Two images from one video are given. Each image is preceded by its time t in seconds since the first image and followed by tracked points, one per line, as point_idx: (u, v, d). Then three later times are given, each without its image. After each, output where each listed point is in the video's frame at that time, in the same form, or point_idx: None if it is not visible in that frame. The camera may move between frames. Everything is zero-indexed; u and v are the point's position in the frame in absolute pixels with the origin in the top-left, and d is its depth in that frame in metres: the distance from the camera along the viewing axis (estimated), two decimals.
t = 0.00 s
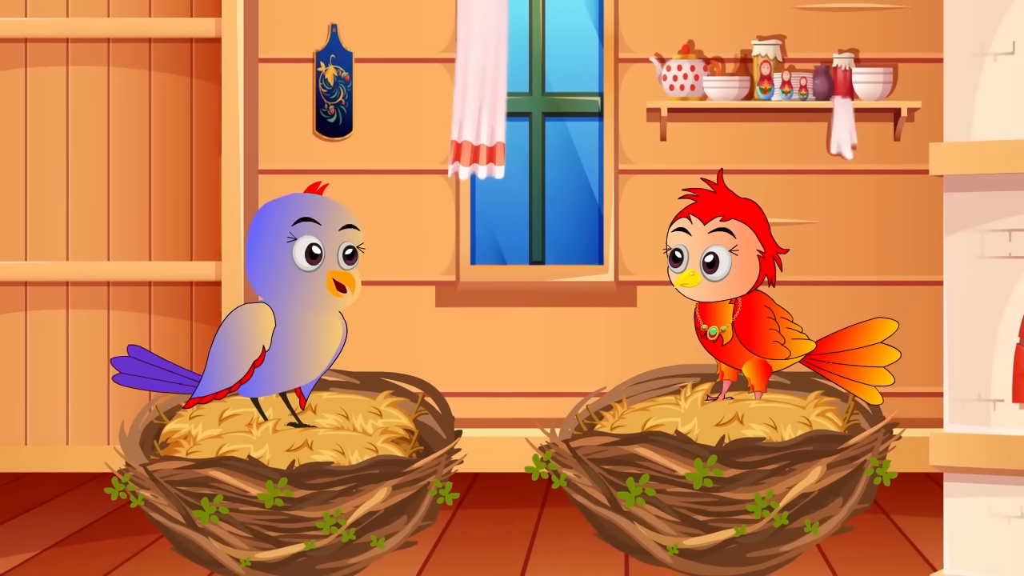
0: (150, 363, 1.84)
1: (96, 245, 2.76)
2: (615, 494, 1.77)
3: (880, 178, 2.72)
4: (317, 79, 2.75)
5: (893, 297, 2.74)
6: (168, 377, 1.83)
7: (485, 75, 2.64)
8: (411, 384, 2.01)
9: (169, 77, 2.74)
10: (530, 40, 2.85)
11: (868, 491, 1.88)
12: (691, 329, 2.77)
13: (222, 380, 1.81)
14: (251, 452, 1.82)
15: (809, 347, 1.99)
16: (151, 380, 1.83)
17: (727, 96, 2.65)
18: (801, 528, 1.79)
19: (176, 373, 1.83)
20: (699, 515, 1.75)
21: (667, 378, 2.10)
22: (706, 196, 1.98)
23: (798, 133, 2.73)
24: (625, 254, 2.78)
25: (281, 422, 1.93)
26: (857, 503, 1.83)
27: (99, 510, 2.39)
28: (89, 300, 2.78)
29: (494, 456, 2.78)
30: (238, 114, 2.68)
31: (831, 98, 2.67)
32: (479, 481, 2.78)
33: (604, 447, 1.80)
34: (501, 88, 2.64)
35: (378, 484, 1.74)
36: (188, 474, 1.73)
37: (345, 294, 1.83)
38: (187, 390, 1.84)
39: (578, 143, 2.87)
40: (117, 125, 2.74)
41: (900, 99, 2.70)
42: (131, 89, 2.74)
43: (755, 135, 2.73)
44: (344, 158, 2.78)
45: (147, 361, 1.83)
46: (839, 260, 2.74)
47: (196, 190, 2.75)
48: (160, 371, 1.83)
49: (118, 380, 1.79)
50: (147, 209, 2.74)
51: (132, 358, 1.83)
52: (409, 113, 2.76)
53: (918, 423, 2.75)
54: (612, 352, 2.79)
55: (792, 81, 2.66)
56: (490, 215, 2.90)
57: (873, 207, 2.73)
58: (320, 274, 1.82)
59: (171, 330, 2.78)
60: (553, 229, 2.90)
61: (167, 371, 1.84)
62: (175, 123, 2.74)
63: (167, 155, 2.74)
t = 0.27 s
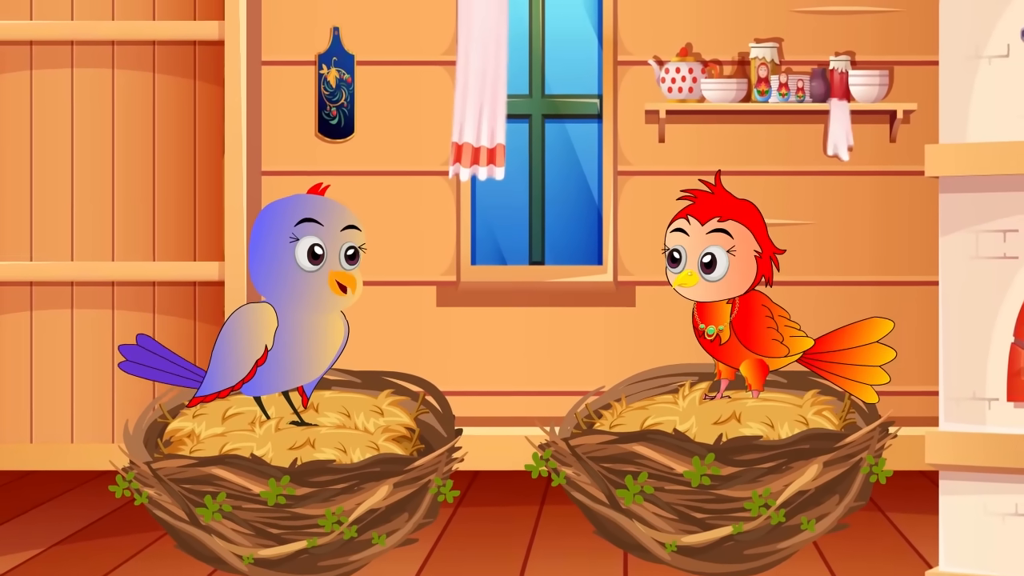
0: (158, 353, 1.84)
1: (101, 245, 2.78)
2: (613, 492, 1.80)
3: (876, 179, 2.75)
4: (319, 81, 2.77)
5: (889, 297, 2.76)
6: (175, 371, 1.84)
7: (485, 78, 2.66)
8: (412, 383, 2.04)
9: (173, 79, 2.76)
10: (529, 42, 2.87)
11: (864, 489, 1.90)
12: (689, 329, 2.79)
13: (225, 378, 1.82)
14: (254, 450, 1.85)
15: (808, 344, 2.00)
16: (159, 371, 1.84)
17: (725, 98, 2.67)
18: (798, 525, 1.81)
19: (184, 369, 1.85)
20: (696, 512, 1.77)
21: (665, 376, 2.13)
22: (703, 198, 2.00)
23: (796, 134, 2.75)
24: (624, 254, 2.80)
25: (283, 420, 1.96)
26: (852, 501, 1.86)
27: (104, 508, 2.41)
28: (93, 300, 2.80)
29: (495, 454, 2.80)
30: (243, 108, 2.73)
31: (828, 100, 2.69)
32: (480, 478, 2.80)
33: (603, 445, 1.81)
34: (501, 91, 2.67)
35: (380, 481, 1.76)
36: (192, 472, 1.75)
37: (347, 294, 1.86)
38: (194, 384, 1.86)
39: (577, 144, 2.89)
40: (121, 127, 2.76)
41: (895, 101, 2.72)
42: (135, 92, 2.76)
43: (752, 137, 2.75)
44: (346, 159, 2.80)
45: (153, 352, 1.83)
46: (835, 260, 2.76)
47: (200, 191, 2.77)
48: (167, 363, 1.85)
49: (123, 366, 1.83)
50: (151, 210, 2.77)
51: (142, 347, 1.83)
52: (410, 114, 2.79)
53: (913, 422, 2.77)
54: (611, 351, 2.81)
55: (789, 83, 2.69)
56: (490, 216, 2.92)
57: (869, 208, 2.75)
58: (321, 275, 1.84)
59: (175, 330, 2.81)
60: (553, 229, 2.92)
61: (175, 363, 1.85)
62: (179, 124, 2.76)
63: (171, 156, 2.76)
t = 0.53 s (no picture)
0: (161, 355, 1.86)
1: (105, 245, 2.80)
2: (612, 489, 1.82)
3: (872, 180, 2.77)
4: (322, 84, 2.79)
5: (885, 297, 2.78)
6: (178, 372, 1.86)
7: (485, 80, 2.69)
8: (413, 382, 2.06)
9: (176, 81, 2.78)
10: (529, 45, 2.89)
11: (860, 486, 1.92)
12: (688, 328, 2.82)
13: (228, 377, 1.84)
14: (257, 449, 1.87)
15: (804, 345, 2.01)
16: (163, 373, 1.86)
17: (723, 99, 2.70)
18: (795, 523, 1.83)
19: (186, 369, 1.87)
20: (694, 510, 1.79)
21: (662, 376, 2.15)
22: (702, 198, 2.02)
23: (793, 136, 2.77)
24: (623, 254, 2.82)
25: (286, 419, 1.98)
26: (849, 499, 1.88)
27: (108, 505, 2.43)
28: (98, 300, 2.82)
29: (495, 453, 2.82)
30: (244, 119, 2.73)
31: (825, 101, 2.72)
32: (481, 476, 2.83)
33: (602, 444, 1.84)
34: (501, 93, 2.69)
35: (381, 479, 1.78)
36: (196, 471, 1.77)
37: (349, 294, 1.88)
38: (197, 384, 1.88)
39: (577, 146, 2.91)
40: (127, 129, 2.78)
41: (892, 103, 2.74)
42: (139, 93, 2.78)
43: (750, 138, 2.77)
44: (348, 160, 2.82)
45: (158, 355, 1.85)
46: (832, 260, 2.78)
47: (203, 192, 2.79)
48: (170, 365, 1.87)
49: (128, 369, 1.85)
50: (155, 210, 2.79)
51: (144, 350, 1.85)
52: (411, 116, 2.81)
53: (910, 420, 2.80)
54: (611, 351, 2.83)
55: (787, 85, 2.72)
56: (490, 216, 2.95)
57: (865, 208, 2.77)
58: (324, 275, 1.86)
59: (178, 329, 2.83)
60: (553, 229, 2.94)
61: (178, 365, 1.88)
62: (182, 126, 2.78)
63: (174, 157, 2.78)
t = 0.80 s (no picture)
0: (163, 361, 1.90)
1: (110, 246, 2.83)
2: (611, 487, 1.84)
3: (868, 182, 2.79)
4: (324, 86, 2.81)
5: (881, 297, 2.80)
6: (180, 374, 1.89)
7: (486, 82, 2.72)
8: (415, 381, 2.09)
9: (180, 84, 2.80)
10: (529, 47, 2.92)
11: (856, 485, 1.94)
12: (686, 328, 2.84)
13: (231, 376, 1.87)
14: (259, 447, 1.89)
15: (798, 345, 2.06)
16: (166, 376, 1.89)
17: (721, 102, 2.72)
18: (792, 520, 1.85)
19: (188, 371, 1.90)
20: (693, 507, 1.81)
21: (662, 374, 2.18)
22: (700, 200, 2.04)
23: (790, 138, 2.79)
24: (621, 255, 2.84)
25: (288, 418, 2.00)
26: (845, 497, 1.90)
27: (113, 504, 2.46)
28: (102, 300, 2.84)
29: (495, 451, 2.84)
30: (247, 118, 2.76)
31: (822, 104, 2.74)
32: (481, 475, 2.85)
33: (601, 442, 1.86)
34: (501, 95, 2.72)
35: (382, 477, 1.81)
36: (199, 468, 1.79)
37: (351, 294, 1.90)
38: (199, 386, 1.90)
39: (576, 148, 2.93)
40: (132, 131, 2.81)
41: (887, 105, 2.76)
42: (144, 95, 2.80)
43: (747, 140, 2.80)
44: (350, 162, 2.84)
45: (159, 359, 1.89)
46: (828, 260, 2.81)
47: (207, 193, 2.82)
48: (172, 369, 1.89)
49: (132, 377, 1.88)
50: (159, 211, 2.81)
51: (145, 355, 1.89)
52: (412, 118, 2.83)
53: (906, 419, 2.82)
54: (609, 350, 2.85)
55: (783, 88, 2.74)
56: (491, 217, 2.97)
57: (862, 209, 2.80)
58: (326, 275, 1.88)
59: (182, 329, 2.85)
60: (552, 230, 2.96)
61: (180, 368, 1.90)
62: (186, 128, 2.80)
63: (178, 159, 2.80)
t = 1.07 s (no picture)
0: (165, 365, 1.91)
1: (114, 246, 2.85)
2: (610, 485, 1.86)
3: (864, 183, 2.81)
4: (325, 88, 2.83)
5: (878, 297, 2.83)
6: (184, 377, 1.90)
7: (486, 84, 2.74)
8: (417, 381, 2.13)
9: (183, 86, 2.83)
10: (529, 49, 2.94)
11: (853, 482, 1.96)
12: (685, 327, 2.86)
13: (234, 375, 1.89)
14: (262, 445, 1.91)
15: (797, 343, 2.07)
16: (171, 380, 1.91)
17: (719, 103, 2.74)
18: (789, 518, 1.88)
19: (191, 373, 1.91)
20: (691, 505, 1.83)
21: (660, 373, 2.21)
22: (698, 201, 2.07)
23: (786, 140, 2.82)
24: (620, 255, 2.86)
25: (291, 417, 2.02)
26: (842, 494, 1.92)
27: (117, 501, 2.48)
28: (106, 300, 2.87)
29: (495, 450, 2.87)
30: (250, 116, 2.79)
31: (818, 105, 2.76)
32: (481, 473, 2.87)
33: (600, 440, 1.88)
34: (501, 97, 2.74)
35: (384, 475, 1.83)
36: (202, 467, 1.81)
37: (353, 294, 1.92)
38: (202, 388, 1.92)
39: (576, 150, 2.95)
40: (136, 132, 2.83)
41: (883, 107, 2.79)
42: (148, 98, 2.83)
43: (744, 142, 2.82)
44: (351, 163, 2.86)
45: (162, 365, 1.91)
46: (825, 260, 2.83)
47: (210, 194, 2.84)
48: (176, 372, 1.91)
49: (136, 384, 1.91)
50: (162, 212, 2.84)
51: (148, 361, 1.90)
52: (413, 120, 2.85)
53: (902, 417, 2.84)
54: (608, 349, 2.88)
55: (780, 89, 2.75)
56: (491, 218, 2.99)
57: (858, 210, 2.82)
58: (328, 275, 1.91)
59: (185, 328, 2.87)
60: (552, 230, 2.98)
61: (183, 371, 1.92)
62: (189, 129, 2.83)
63: (182, 160, 2.83)
